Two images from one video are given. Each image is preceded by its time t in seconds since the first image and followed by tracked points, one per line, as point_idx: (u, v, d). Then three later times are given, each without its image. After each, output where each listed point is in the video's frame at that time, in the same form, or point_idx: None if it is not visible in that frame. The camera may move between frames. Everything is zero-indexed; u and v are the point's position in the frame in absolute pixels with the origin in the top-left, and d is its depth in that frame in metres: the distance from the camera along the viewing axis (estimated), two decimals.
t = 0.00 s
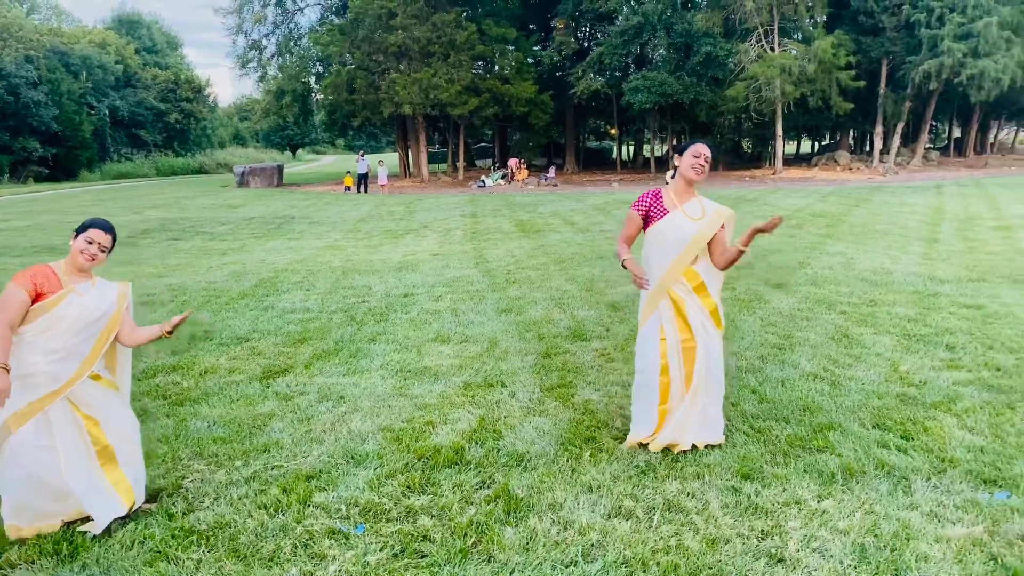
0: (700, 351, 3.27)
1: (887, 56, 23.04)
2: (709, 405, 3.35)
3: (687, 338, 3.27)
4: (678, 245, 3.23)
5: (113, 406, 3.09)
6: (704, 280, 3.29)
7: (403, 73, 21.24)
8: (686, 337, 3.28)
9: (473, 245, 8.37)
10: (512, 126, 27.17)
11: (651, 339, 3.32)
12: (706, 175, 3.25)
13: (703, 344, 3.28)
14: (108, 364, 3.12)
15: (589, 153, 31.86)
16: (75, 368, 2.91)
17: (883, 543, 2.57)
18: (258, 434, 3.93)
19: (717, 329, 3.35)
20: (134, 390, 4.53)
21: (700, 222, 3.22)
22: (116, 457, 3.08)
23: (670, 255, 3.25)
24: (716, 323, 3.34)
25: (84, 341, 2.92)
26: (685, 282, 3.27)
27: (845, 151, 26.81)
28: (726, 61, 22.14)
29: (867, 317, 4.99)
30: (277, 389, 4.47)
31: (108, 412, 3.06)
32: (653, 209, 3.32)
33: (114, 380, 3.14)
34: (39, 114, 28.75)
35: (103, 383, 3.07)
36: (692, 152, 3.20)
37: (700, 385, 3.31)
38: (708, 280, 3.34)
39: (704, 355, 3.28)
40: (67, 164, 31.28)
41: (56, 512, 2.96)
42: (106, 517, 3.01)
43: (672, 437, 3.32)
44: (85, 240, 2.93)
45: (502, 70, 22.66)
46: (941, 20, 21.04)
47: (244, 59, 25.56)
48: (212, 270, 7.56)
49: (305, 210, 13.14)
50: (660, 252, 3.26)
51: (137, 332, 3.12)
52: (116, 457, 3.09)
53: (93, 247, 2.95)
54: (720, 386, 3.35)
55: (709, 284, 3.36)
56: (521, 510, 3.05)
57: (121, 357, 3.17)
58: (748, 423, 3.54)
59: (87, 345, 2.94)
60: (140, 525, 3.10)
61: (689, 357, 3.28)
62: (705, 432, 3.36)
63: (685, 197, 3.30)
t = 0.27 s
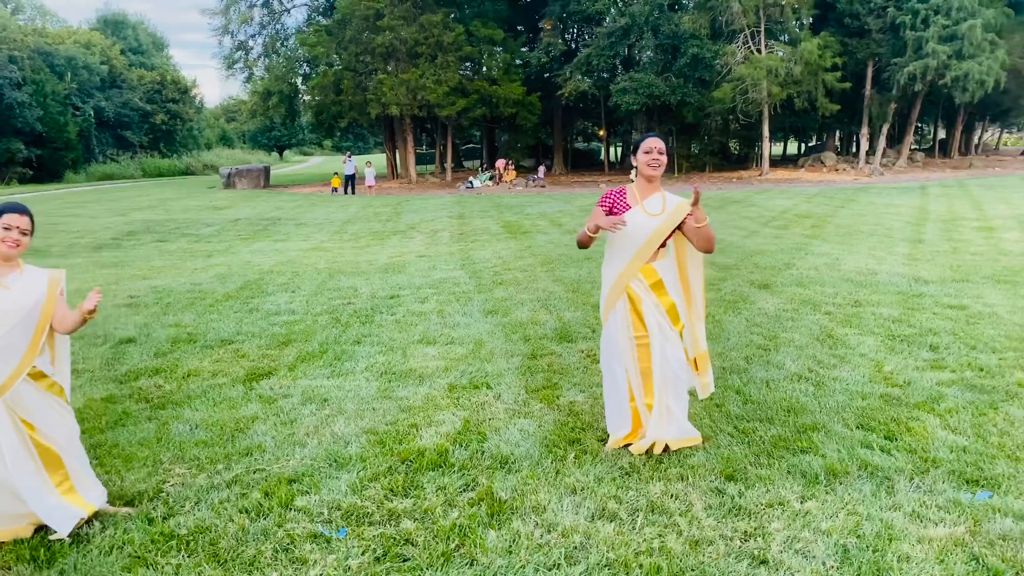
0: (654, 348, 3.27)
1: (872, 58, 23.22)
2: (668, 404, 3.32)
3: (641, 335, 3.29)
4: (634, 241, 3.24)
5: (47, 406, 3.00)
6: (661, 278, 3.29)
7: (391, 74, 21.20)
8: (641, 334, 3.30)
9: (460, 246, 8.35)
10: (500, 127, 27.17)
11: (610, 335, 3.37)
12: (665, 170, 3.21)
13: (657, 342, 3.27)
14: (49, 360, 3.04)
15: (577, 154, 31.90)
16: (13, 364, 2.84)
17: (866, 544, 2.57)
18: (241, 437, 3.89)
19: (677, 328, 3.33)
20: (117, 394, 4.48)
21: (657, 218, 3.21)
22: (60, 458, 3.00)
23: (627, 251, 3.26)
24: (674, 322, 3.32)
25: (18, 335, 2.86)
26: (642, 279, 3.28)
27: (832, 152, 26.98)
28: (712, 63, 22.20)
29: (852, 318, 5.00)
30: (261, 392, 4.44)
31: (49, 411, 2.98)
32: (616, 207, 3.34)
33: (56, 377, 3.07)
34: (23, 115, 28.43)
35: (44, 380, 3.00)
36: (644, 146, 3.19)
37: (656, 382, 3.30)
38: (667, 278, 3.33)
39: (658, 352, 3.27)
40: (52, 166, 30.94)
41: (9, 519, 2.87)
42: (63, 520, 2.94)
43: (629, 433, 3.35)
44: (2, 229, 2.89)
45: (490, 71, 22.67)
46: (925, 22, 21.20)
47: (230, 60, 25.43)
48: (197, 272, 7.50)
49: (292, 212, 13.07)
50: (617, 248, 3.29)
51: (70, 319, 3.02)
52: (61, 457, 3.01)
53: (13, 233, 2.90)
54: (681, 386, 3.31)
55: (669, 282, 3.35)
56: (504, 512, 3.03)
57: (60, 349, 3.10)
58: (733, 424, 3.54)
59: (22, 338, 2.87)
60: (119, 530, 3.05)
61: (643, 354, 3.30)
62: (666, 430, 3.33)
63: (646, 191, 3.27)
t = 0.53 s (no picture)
0: (614, 361, 3.24)
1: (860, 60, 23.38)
2: (630, 417, 3.29)
3: (604, 347, 3.27)
4: (604, 255, 3.24)
5: (13, 404, 2.93)
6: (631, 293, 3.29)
7: (380, 75, 21.17)
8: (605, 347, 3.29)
9: (449, 248, 8.34)
10: (490, 129, 27.16)
11: (577, 346, 3.38)
12: (638, 187, 3.20)
13: (620, 356, 3.24)
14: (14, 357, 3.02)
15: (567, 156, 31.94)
16: None
17: (852, 546, 2.56)
18: (226, 440, 3.85)
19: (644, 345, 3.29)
20: (101, 397, 4.43)
21: (631, 235, 3.19)
22: (28, 461, 2.89)
23: (598, 263, 3.26)
24: (641, 337, 3.30)
25: None
26: (613, 293, 3.28)
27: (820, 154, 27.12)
28: (702, 64, 22.24)
29: (839, 319, 5.02)
30: (247, 395, 4.40)
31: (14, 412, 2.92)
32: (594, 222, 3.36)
33: (25, 374, 3.05)
34: (9, 116, 28.14)
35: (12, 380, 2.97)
36: (617, 163, 3.20)
37: (616, 397, 3.26)
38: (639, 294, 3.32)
39: (619, 366, 3.24)
40: (38, 167, 30.63)
41: None
42: (35, 527, 2.88)
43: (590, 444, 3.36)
44: None
45: (479, 72, 22.67)
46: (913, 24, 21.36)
47: (218, 60, 25.31)
48: (184, 274, 7.45)
49: (280, 213, 13.02)
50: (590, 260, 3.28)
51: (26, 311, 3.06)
52: (33, 460, 2.92)
53: None
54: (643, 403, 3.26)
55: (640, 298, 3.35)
56: (489, 515, 3.00)
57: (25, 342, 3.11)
58: (719, 426, 3.53)
59: None
60: (101, 535, 3.01)
61: (604, 366, 3.27)
62: (625, 441, 3.31)
63: (622, 207, 3.27)
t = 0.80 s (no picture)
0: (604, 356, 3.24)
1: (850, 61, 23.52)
2: (617, 412, 3.27)
3: (593, 342, 3.26)
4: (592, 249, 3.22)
5: None
6: (621, 287, 3.26)
7: (371, 75, 21.14)
8: (594, 342, 3.28)
9: (439, 249, 8.32)
10: (482, 130, 27.16)
11: (569, 342, 3.38)
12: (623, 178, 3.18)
13: (610, 350, 3.24)
14: None
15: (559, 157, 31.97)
16: None
17: (840, 548, 2.56)
18: (213, 443, 3.82)
19: (634, 339, 3.28)
20: (87, 400, 4.38)
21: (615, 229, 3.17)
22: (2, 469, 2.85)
23: (584, 258, 3.25)
24: (630, 332, 3.26)
25: None
26: (602, 287, 3.26)
27: (811, 155, 27.23)
28: (692, 66, 22.29)
29: (829, 320, 5.02)
30: (235, 397, 4.37)
31: None
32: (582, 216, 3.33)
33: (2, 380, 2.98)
34: None
35: None
36: (601, 155, 3.18)
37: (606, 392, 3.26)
38: (629, 287, 3.29)
39: (608, 361, 3.24)
40: (27, 168, 30.36)
41: None
42: (10, 532, 2.85)
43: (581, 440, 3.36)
44: None
45: (471, 74, 22.67)
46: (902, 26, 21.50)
47: (209, 61, 25.22)
48: (173, 275, 7.42)
49: (271, 214, 12.96)
50: (576, 256, 3.27)
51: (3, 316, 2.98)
52: (1, 466, 2.84)
53: None
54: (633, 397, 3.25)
55: (631, 292, 3.30)
56: (478, 518, 2.98)
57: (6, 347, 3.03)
58: (708, 428, 3.53)
59: None
60: (85, 540, 2.97)
61: (595, 362, 3.27)
62: (617, 437, 3.29)
63: (608, 198, 3.24)
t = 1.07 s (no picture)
0: (598, 355, 3.22)
1: (843, 62, 23.61)
2: (611, 411, 3.26)
3: (586, 341, 3.23)
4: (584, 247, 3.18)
5: None
6: (613, 285, 3.23)
7: (364, 76, 21.10)
8: (587, 340, 3.26)
9: (432, 250, 8.29)
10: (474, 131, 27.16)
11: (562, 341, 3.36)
12: (613, 175, 3.13)
13: (603, 349, 3.22)
14: None
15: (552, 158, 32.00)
16: None
17: (830, 549, 2.56)
18: (202, 445, 3.79)
19: (626, 337, 3.27)
20: (76, 402, 4.35)
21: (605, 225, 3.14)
22: None
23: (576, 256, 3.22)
24: (624, 330, 3.25)
25: None
26: (594, 285, 3.23)
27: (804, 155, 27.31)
28: (685, 67, 22.34)
29: (820, 321, 5.03)
30: (225, 399, 4.35)
31: None
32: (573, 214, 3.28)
33: None
34: None
35: None
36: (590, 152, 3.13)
37: (601, 390, 3.24)
38: (622, 285, 3.26)
39: (602, 360, 3.22)
40: (17, 169, 30.15)
41: None
42: None
43: (574, 439, 3.35)
44: None
45: (464, 74, 22.66)
46: (894, 28, 21.58)
47: (201, 62, 25.13)
48: (165, 277, 7.37)
49: (264, 215, 12.92)
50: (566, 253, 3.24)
51: None
52: None
53: None
54: (626, 395, 3.25)
55: (624, 289, 3.28)
56: (468, 520, 2.97)
57: None
58: (699, 428, 3.53)
59: None
60: (72, 544, 2.94)
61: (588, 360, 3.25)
62: (610, 436, 3.29)
63: (599, 195, 3.20)
